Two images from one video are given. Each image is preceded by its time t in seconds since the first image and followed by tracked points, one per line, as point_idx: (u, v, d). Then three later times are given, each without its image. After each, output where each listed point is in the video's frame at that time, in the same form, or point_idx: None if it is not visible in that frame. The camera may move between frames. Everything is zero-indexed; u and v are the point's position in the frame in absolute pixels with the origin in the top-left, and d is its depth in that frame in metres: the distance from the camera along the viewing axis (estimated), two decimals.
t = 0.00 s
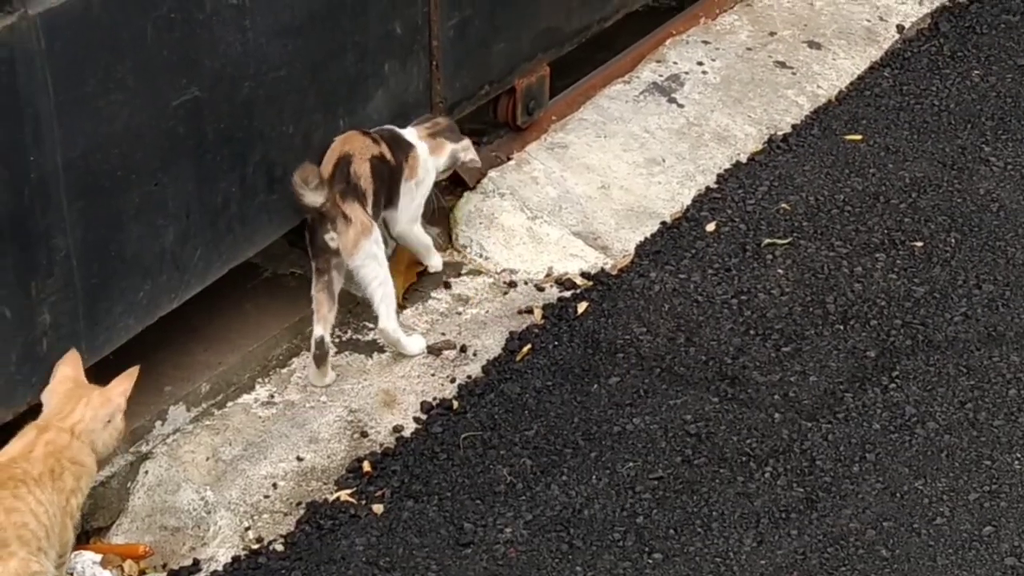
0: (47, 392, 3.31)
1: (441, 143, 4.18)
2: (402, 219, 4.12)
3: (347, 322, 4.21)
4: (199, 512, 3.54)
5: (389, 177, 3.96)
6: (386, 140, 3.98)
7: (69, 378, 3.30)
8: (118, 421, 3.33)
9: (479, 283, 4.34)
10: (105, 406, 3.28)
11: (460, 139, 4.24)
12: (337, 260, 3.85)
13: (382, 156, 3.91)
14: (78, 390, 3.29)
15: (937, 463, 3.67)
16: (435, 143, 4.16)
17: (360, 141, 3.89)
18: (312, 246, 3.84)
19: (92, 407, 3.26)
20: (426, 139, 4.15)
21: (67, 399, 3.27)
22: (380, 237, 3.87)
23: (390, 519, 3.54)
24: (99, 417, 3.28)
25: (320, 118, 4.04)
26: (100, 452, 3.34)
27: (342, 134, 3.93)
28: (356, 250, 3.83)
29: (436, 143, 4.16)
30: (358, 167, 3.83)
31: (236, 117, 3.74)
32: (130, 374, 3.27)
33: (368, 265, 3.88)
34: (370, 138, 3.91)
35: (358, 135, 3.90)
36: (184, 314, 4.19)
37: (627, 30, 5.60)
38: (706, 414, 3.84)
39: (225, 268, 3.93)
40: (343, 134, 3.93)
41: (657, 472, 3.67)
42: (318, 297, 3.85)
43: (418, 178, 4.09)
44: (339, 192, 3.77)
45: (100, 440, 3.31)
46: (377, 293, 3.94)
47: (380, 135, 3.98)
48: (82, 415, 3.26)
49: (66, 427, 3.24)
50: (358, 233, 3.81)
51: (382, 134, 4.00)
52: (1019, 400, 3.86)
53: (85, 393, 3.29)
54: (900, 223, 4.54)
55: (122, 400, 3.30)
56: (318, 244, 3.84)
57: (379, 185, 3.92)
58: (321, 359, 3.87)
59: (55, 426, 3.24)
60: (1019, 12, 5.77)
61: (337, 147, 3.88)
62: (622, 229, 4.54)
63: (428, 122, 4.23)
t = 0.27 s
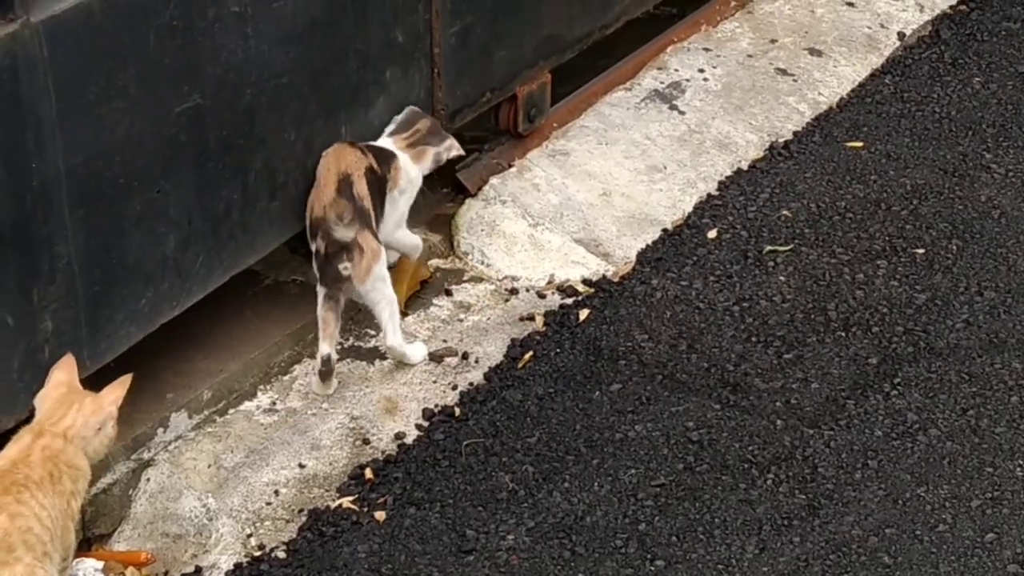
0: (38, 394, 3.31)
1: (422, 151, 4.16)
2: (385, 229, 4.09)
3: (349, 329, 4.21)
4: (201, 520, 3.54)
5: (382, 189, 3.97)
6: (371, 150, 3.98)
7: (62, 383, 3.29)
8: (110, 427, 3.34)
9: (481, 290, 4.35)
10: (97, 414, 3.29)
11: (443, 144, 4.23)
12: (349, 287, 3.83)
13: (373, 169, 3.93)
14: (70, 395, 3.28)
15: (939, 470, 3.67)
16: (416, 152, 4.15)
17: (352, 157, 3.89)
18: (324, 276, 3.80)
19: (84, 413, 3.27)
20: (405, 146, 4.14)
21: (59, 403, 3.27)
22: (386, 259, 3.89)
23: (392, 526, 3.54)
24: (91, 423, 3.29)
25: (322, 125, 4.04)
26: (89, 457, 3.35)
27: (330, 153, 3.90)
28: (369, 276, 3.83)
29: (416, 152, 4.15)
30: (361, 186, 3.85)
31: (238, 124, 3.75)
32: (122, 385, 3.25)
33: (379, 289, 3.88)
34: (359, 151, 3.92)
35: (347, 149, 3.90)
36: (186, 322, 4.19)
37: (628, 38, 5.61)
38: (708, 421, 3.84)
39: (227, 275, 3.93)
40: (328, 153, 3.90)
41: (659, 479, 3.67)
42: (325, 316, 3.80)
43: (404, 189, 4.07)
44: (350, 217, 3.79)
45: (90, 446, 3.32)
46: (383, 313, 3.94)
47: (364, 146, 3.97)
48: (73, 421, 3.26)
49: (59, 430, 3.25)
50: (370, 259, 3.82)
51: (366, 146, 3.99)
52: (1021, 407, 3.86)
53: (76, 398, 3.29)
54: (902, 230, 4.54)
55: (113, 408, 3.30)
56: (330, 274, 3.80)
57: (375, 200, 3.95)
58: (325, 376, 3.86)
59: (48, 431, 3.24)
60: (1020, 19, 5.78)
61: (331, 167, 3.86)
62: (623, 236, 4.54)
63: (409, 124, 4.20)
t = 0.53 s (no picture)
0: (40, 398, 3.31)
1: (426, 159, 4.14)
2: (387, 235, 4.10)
3: (349, 332, 4.21)
4: (201, 523, 3.54)
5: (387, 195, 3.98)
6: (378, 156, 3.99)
7: (63, 387, 3.30)
8: (110, 431, 3.34)
9: (480, 293, 4.35)
10: (99, 417, 3.28)
11: (446, 153, 4.21)
12: (352, 291, 3.83)
13: (379, 174, 3.94)
14: (72, 399, 3.29)
15: (939, 473, 3.67)
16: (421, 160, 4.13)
17: (358, 161, 3.91)
18: (326, 279, 3.80)
19: (85, 416, 3.27)
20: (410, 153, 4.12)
21: (61, 407, 3.27)
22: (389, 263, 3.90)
23: (391, 529, 3.53)
24: (92, 426, 3.28)
25: (322, 128, 4.04)
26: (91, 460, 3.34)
27: (338, 158, 3.93)
28: (371, 281, 3.83)
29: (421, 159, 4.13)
30: (366, 190, 3.85)
31: (238, 127, 3.75)
32: (124, 387, 3.25)
33: (382, 294, 3.88)
34: (366, 157, 3.93)
35: (354, 154, 3.92)
36: (186, 325, 4.18)
37: (628, 42, 5.61)
38: (708, 425, 3.84)
39: (227, 278, 3.93)
40: (335, 158, 3.92)
41: (658, 482, 3.67)
42: (326, 318, 3.80)
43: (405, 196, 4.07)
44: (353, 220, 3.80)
45: (91, 449, 3.32)
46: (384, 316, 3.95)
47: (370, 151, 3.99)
48: (74, 424, 3.26)
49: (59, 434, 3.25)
50: (374, 264, 3.82)
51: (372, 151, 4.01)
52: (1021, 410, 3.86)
53: (77, 401, 3.29)
54: (901, 233, 4.54)
55: (114, 411, 3.30)
56: (332, 278, 3.80)
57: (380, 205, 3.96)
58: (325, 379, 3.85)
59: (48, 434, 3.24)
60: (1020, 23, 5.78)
61: (337, 172, 3.88)
62: (623, 239, 4.54)
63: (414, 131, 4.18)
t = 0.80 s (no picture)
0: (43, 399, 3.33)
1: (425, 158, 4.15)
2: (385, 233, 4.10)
3: (352, 333, 4.22)
4: (204, 523, 3.54)
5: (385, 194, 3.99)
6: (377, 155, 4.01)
7: (66, 387, 3.31)
8: (114, 431, 3.34)
9: (483, 293, 4.35)
10: (102, 416, 3.29)
11: (448, 155, 4.22)
12: (352, 291, 3.83)
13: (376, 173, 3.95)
14: (75, 399, 3.30)
15: (942, 474, 3.67)
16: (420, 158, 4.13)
17: (356, 161, 3.92)
18: (326, 280, 3.81)
19: (89, 416, 3.27)
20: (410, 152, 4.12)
21: (64, 407, 3.28)
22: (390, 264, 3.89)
23: (394, 529, 3.54)
24: (96, 426, 3.29)
25: (325, 128, 4.05)
26: (96, 461, 3.35)
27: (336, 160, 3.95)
28: (371, 281, 3.82)
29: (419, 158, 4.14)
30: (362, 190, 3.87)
31: (242, 128, 3.75)
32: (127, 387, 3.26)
33: (382, 294, 3.88)
34: (364, 156, 3.95)
35: (351, 155, 3.93)
36: (189, 325, 4.19)
37: (631, 42, 5.61)
38: (711, 425, 3.84)
39: (230, 278, 3.93)
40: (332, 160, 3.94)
41: (662, 482, 3.67)
42: (326, 318, 3.80)
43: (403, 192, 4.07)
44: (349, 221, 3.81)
45: (95, 449, 3.31)
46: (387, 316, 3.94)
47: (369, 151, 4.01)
48: (78, 423, 3.27)
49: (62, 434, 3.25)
50: (373, 263, 3.82)
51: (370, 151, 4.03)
52: None
53: (80, 401, 3.30)
54: (905, 234, 4.54)
55: (118, 411, 3.31)
56: (332, 279, 3.81)
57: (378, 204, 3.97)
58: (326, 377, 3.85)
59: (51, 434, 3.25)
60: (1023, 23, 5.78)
61: (335, 173, 3.90)
62: (626, 239, 4.54)
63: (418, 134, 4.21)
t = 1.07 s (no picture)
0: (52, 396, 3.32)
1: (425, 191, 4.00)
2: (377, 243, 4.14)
3: (359, 331, 4.22)
4: (212, 520, 3.55)
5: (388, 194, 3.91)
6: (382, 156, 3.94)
7: (74, 384, 3.30)
8: (122, 429, 3.34)
9: (491, 291, 4.35)
10: (110, 414, 3.29)
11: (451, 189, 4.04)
12: (357, 291, 3.86)
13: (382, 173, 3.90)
14: (83, 396, 3.30)
15: (950, 472, 3.67)
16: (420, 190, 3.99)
17: (360, 159, 3.87)
18: (331, 281, 3.82)
19: (97, 414, 3.27)
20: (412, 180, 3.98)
21: (72, 404, 3.28)
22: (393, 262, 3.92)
23: (401, 527, 3.54)
24: (104, 424, 3.29)
25: (333, 127, 4.05)
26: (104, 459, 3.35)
27: (341, 156, 3.90)
28: (376, 282, 3.86)
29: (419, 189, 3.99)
30: (369, 192, 3.82)
31: (249, 126, 3.76)
32: (134, 384, 3.26)
33: (386, 293, 3.91)
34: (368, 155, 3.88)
35: (357, 153, 3.88)
36: (196, 323, 4.19)
37: (638, 41, 5.61)
38: (718, 424, 3.84)
39: (238, 276, 3.94)
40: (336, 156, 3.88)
41: (669, 481, 3.67)
42: (332, 318, 3.83)
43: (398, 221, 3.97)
44: (357, 222, 3.79)
45: (103, 446, 3.32)
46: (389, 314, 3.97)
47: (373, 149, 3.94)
48: (86, 421, 3.27)
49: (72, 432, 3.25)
50: (378, 264, 3.85)
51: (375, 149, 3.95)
52: None
53: (87, 398, 3.30)
54: (912, 233, 4.54)
55: (126, 408, 3.30)
56: (337, 280, 3.82)
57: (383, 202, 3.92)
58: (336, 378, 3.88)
59: (61, 431, 3.25)
60: None
61: (340, 171, 3.85)
62: (633, 238, 4.54)
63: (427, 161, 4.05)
